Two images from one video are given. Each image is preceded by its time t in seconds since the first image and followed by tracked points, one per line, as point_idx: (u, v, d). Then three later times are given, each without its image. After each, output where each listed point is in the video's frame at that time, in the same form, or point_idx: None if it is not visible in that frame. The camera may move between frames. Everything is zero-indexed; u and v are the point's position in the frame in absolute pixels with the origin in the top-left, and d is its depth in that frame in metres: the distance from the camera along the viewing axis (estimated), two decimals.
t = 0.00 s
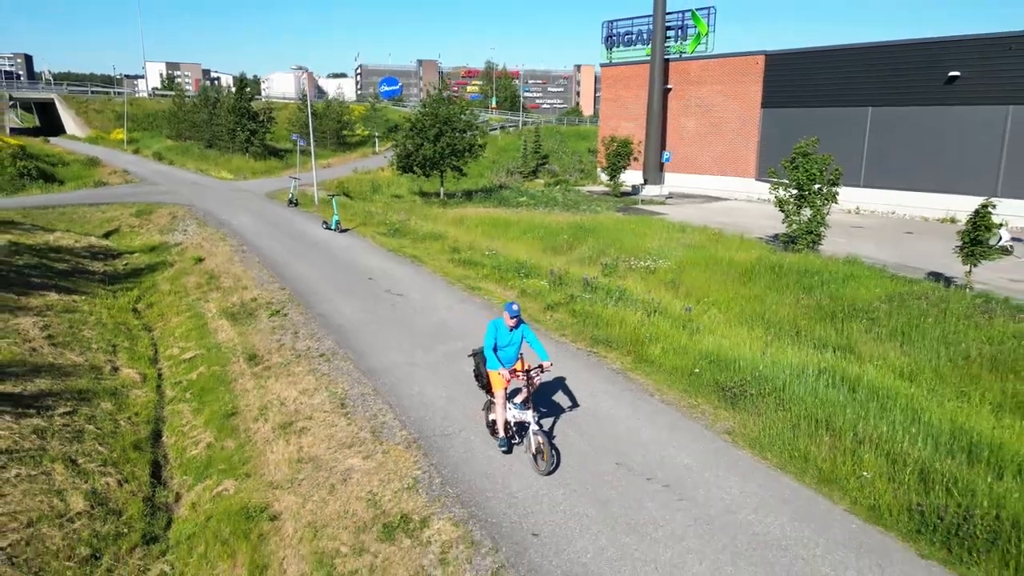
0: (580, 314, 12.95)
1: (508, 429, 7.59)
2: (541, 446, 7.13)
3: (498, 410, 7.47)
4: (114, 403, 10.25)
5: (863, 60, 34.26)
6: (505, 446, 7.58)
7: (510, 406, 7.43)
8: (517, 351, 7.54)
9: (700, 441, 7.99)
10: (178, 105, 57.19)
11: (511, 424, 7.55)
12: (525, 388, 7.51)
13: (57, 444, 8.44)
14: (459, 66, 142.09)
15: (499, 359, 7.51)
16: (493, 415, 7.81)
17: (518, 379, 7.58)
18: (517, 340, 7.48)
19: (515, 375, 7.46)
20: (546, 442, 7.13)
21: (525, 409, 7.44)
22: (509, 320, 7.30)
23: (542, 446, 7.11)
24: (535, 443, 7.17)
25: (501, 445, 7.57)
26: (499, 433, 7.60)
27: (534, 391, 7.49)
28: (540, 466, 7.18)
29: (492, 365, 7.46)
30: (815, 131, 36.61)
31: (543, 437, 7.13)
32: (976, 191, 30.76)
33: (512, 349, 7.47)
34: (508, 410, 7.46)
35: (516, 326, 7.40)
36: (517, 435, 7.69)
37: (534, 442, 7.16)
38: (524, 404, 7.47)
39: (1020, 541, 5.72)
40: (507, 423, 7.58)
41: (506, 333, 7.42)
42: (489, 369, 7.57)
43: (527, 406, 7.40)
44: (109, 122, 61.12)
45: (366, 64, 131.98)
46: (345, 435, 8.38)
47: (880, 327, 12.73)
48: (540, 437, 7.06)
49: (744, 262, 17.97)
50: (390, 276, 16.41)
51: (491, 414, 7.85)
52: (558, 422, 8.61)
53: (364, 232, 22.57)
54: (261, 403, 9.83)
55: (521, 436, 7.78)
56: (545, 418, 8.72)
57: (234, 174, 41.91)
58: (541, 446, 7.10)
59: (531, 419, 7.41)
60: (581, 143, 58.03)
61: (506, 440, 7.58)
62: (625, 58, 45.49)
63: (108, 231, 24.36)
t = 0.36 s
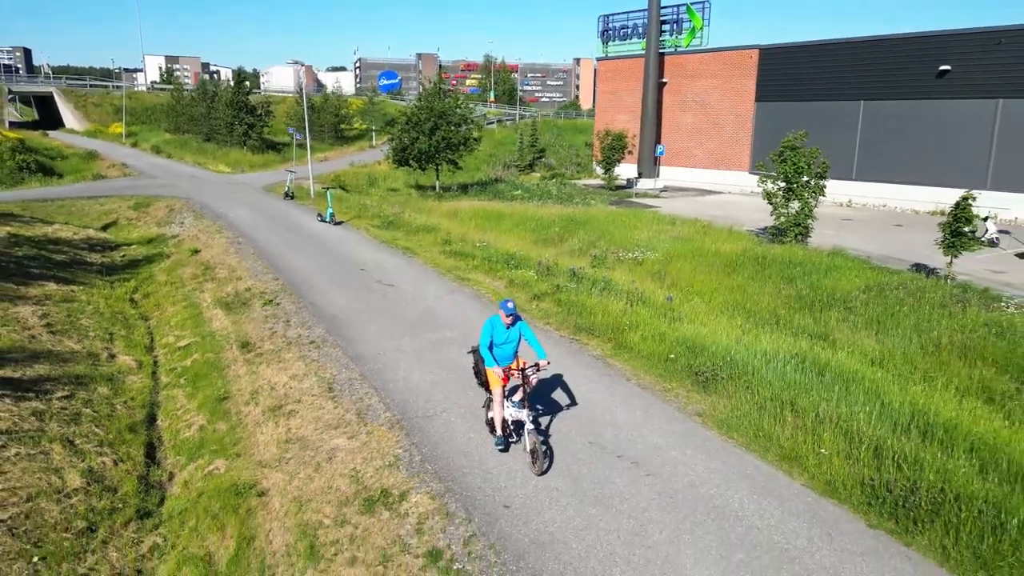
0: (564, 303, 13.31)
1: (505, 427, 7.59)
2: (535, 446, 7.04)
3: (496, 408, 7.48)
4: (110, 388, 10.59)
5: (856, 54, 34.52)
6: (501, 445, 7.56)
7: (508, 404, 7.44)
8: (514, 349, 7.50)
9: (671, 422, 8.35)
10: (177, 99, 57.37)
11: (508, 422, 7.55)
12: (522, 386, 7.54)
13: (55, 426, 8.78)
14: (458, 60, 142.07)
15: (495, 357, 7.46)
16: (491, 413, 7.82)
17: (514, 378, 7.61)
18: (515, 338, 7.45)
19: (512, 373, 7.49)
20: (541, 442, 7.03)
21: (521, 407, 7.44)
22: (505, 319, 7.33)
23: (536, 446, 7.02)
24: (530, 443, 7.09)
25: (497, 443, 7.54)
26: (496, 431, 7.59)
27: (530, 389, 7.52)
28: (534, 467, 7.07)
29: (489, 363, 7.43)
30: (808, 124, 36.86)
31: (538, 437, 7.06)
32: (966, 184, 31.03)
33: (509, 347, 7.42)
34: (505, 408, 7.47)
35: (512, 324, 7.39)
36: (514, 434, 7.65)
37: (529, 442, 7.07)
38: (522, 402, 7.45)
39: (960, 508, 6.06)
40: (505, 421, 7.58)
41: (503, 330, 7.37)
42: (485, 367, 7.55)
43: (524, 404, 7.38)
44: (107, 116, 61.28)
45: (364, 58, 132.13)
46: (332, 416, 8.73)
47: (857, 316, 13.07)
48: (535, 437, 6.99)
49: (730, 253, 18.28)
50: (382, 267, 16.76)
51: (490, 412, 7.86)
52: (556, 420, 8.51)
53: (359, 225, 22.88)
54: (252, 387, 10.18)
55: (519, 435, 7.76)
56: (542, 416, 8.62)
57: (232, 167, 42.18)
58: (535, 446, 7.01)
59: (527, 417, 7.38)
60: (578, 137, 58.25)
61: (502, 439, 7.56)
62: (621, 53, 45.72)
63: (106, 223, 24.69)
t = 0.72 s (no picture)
0: (550, 296, 13.55)
1: (499, 431, 7.33)
2: (528, 451, 6.78)
3: (489, 412, 7.23)
4: (103, 377, 10.82)
5: (849, 50, 34.70)
6: (494, 450, 7.31)
7: (503, 408, 7.19)
8: (510, 351, 7.26)
9: (645, 408, 8.61)
10: (174, 94, 57.52)
11: (503, 426, 7.29)
12: (517, 390, 7.20)
13: (48, 414, 9.03)
14: (456, 56, 142.23)
15: (490, 359, 7.24)
16: (487, 418, 7.55)
17: (509, 381, 7.26)
18: (510, 340, 7.21)
19: (506, 377, 7.12)
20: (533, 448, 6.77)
21: (516, 411, 7.19)
22: (499, 320, 7.04)
23: (528, 452, 6.77)
24: (523, 449, 6.83)
25: (490, 448, 7.29)
26: (490, 435, 7.34)
27: (525, 393, 7.18)
28: (526, 473, 6.84)
29: (482, 365, 7.16)
30: (802, 120, 37.04)
31: (531, 442, 6.84)
32: (957, 178, 31.22)
33: (504, 348, 7.20)
34: (500, 411, 7.21)
35: (508, 325, 7.14)
36: (508, 438, 7.40)
37: (521, 448, 6.81)
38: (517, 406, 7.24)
39: (912, 488, 6.28)
40: (499, 426, 7.32)
41: (498, 332, 7.15)
42: (480, 369, 7.28)
43: (519, 409, 7.17)
44: (105, 111, 61.42)
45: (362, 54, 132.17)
46: (317, 404, 8.99)
47: (838, 308, 13.33)
48: (528, 443, 6.76)
49: (718, 247, 18.52)
50: (373, 260, 16.99)
51: (486, 416, 7.56)
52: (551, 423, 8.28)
53: (352, 219, 23.10)
54: (241, 377, 10.43)
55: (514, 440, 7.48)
56: (539, 419, 8.38)
57: (229, 162, 42.39)
58: (527, 451, 6.77)
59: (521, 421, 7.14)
60: (575, 132, 58.43)
61: (496, 443, 7.30)
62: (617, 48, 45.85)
63: (103, 218, 24.92)
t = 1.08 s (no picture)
0: (540, 287, 13.78)
1: (496, 433, 7.09)
2: (524, 454, 6.56)
3: (486, 413, 6.95)
4: (101, 365, 11.09)
5: (848, 44, 34.73)
6: (491, 451, 7.10)
7: (498, 409, 6.93)
8: (507, 351, 6.95)
9: (625, 394, 8.87)
10: (178, 88, 57.83)
11: (499, 428, 7.03)
12: (514, 391, 6.96)
13: (46, 399, 9.30)
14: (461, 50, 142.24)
15: (487, 360, 6.91)
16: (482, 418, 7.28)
17: (506, 381, 7.02)
18: (507, 340, 6.89)
19: (503, 377, 6.87)
20: (530, 451, 6.55)
21: (513, 413, 6.93)
22: (497, 319, 6.70)
23: (525, 455, 6.54)
24: (519, 451, 6.61)
25: (486, 450, 7.08)
26: (486, 437, 7.09)
27: (523, 394, 6.95)
28: (523, 476, 6.63)
29: (479, 366, 6.84)
30: (801, 114, 37.09)
31: (527, 445, 6.60)
32: (956, 172, 31.27)
33: (501, 349, 6.88)
34: (496, 413, 6.94)
35: (505, 325, 6.80)
36: (505, 440, 7.18)
37: (518, 451, 6.59)
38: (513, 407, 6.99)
39: (874, 470, 6.54)
40: (495, 427, 7.05)
41: (495, 331, 6.81)
42: (476, 369, 6.97)
43: (516, 410, 6.90)
44: (109, 105, 61.77)
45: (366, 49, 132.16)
46: (307, 389, 9.25)
47: (823, 300, 13.54)
48: (525, 445, 6.52)
49: (710, 240, 18.70)
50: (368, 252, 17.25)
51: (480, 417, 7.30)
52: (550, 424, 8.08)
53: (350, 212, 23.35)
54: (235, 364, 10.69)
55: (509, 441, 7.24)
56: (537, 420, 8.18)
57: (231, 156, 42.68)
58: (524, 454, 6.53)
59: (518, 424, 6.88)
60: (577, 126, 58.51)
61: (493, 445, 7.09)
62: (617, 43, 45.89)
63: (105, 211, 25.20)
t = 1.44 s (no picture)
0: (533, 277, 14.03)
1: (495, 434, 6.94)
2: (524, 456, 6.43)
3: (485, 413, 6.80)
4: (104, 351, 11.42)
5: (851, 39, 34.75)
6: (489, 453, 6.95)
7: (498, 409, 6.78)
8: (506, 350, 6.80)
9: (608, 380, 9.16)
10: (185, 83, 58.25)
11: (499, 429, 6.88)
12: (514, 391, 6.82)
13: (50, 383, 9.63)
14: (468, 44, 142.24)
15: (485, 359, 6.76)
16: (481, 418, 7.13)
17: (506, 381, 6.87)
18: (506, 339, 6.73)
19: (503, 377, 6.71)
20: (530, 453, 6.42)
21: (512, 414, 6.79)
22: (497, 318, 6.55)
23: (524, 457, 6.42)
24: (519, 453, 6.48)
25: (485, 451, 6.93)
26: (484, 438, 6.95)
27: (523, 394, 6.82)
28: (522, 477, 6.50)
29: (477, 365, 6.69)
30: (804, 108, 37.12)
31: (527, 446, 6.48)
32: (957, 166, 31.30)
33: (500, 348, 6.73)
34: (495, 413, 6.80)
35: (505, 323, 6.65)
36: (505, 441, 7.04)
37: (517, 452, 6.46)
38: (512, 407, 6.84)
39: (840, 450, 6.84)
40: (494, 428, 6.91)
41: (494, 330, 6.66)
42: (475, 369, 6.83)
43: (516, 411, 6.76)
44: (118, 100, 62.28)
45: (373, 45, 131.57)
46: (302, 374, 9.57)
47: (811, 291, 13.77)
48: (525, 447, 6.40)
49: (705, 234, 18.88)
50: (367, 244, 17.55)
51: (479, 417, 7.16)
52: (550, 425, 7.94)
53: (352, 205, 23.65)
54: (233, 351, 11.00)
55: (509, 442, 7.10)
56: (537, 421, 8.04)
57: (237, 150, 43.05)
58: (524, 456, 6.40)
59: (518, 424, 6.74)
60: (582, 121, 58.57)
61: (491, 446, 6.94)
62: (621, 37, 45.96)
63: (112, 203, 25.59)
